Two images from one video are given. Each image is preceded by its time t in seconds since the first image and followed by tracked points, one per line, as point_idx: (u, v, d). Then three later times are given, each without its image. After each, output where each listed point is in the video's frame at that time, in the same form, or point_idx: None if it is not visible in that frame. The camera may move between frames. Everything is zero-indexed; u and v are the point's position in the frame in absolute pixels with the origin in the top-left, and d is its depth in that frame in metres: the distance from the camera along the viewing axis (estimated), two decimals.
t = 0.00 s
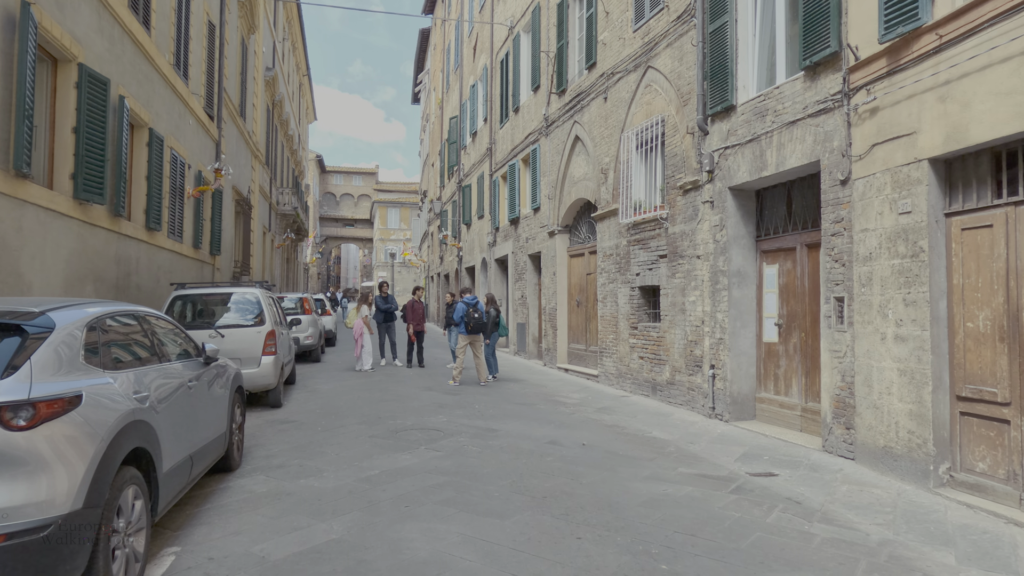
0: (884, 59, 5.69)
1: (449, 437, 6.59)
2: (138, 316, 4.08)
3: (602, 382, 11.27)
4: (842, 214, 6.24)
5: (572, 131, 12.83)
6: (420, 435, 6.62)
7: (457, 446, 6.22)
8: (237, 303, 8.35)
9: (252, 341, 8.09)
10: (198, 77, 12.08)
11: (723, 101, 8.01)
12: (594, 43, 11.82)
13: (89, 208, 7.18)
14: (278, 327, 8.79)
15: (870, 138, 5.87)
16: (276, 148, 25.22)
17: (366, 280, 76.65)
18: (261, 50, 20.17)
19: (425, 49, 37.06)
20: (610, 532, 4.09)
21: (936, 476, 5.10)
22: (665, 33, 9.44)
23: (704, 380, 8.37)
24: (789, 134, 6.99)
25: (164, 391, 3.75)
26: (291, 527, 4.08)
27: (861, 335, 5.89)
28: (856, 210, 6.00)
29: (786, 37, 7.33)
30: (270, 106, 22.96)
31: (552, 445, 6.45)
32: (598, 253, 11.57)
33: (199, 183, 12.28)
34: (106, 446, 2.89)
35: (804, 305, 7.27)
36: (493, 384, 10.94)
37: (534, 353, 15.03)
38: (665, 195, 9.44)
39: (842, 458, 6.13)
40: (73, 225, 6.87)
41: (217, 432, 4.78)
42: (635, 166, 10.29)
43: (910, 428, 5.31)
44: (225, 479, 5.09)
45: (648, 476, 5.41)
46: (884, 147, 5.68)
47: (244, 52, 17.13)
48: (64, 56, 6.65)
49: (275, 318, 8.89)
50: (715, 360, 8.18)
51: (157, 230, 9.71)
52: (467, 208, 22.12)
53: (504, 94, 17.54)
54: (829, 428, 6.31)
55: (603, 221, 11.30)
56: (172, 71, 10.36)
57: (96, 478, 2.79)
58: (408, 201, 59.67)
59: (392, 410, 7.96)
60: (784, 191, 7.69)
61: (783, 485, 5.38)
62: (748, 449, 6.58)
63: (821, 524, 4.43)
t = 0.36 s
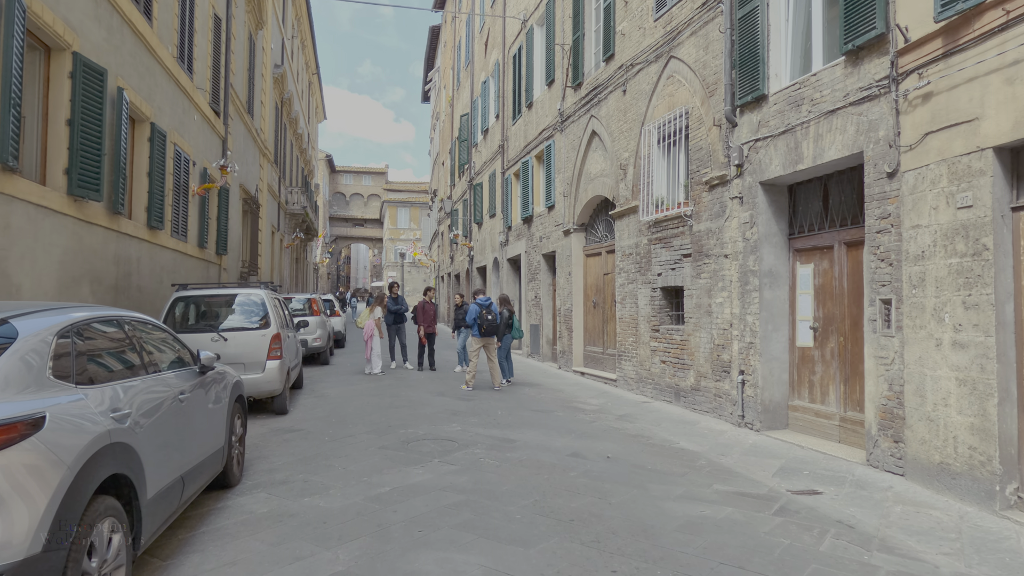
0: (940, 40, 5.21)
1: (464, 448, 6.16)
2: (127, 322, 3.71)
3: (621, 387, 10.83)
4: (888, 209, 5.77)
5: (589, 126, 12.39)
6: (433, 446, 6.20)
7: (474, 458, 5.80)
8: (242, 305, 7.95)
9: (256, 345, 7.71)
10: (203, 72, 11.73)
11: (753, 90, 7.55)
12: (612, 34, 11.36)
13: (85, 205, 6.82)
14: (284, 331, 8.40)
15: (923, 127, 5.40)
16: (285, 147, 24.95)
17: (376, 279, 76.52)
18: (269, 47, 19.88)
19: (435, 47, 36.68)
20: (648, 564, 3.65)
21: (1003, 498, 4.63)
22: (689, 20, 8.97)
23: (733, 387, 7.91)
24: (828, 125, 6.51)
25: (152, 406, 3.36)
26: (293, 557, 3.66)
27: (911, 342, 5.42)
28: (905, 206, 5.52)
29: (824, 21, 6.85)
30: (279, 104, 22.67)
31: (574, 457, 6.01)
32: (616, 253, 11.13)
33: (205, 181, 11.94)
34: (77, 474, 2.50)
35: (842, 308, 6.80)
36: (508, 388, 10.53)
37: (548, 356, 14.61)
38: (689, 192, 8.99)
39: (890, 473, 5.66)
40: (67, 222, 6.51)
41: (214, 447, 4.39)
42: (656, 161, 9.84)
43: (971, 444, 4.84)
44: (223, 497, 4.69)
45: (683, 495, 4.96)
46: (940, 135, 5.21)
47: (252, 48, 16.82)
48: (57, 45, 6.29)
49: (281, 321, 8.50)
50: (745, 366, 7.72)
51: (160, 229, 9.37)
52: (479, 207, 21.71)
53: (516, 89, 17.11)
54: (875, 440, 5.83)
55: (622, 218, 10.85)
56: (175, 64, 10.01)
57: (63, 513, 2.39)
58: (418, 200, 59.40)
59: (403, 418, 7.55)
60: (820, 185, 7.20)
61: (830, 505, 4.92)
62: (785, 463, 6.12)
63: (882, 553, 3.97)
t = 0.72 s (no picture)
0: (995, 11, 4.75)
1: (474, 454, 5.76)
2: (103, 318, 3.36)
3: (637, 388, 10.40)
4: (934, 197, 5.31)
5: (602, 118, 11.97)
6: (441, 452, 5.80)
7: (485, 466, 5.40)
8: (242, 303, 7.56)
9: (256, 344, 7.35)
10: (205, 63, 11.40)
11: (781, 74, 7.10)
12: (627, 22, 10.93)
13: (75, 196, 6.48)
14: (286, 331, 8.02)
15: (975, 106, 4.95)
16: (292, 144, 24.68)
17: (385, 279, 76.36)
18: (275, 41, 19.60)
19: (444, 43, 36.30)
20: None
21: None
22: (710, 3, 8.53)
23: (758, 389, 7.48)
24: (864, 108, 6.06)
25: (123, 413, 2.99)
26: None
27: (962, 341, 4.97)
28: (954, 193, 5.07)
29: None
30: (286, 100, 22.40)
31: (593, 465, 5.60)
32: (632, 248, 10.71)
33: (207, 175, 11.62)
34: (20, 497, 2.12)
35: (879, 305, 6.34)
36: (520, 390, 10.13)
37: (560, 356, 14.21)
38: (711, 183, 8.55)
39: (936, 484, 5.20)
40: (56, 215, 6.17)
41: (202, 456, 4.02)
42: (675, 152, 9.41)
43: None
44: (213, 509, 4.32)
45: (713, 509, 4.54)
46: (995, 115, 4.76)
47: (257, 41, 16.51)
48: (45, 27, 5.93)
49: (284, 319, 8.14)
50: (772, 367, 7.29)
51: (159, 224, 9.05)
52: (488, 204, 21.33)
53: (527, 83, 16.72)
54: (919, 448, 5.38)
55: (638, 213, 10.43)
56: (175, 54, 9.67)
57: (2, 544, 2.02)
58: (426, 199, 59.14)
59: (410, 421, 7.17)
60: (854, 174, 6.74)
61: (875, 519, 4.49)
62: (820, 471, 5.68)
63: None
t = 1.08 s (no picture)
0: None
1: (488, 470, 5.35)
2: (77, 326, 3.00)
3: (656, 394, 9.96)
4: (991, 191, 4.85)
5: (618, 112, 11.54)
6: (452, 467, 5.39)
7: (499, 483, 4.98)
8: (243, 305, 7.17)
9: (257, 349, 6.98)
10: (208, 57, 11.06)
11: (814, 61, 6.64)
12: (644, 11, 10.49)
13: (65, 193, 6.13)
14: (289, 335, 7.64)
15: None
16: (300, 143, 24.39)
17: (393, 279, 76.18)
18: (282, 38, 19.31)
19: (453, 41, 35.92)
20: None
21: None
22: None
23: (789, 397, 7.02)
24: (908, 96, 5.60)
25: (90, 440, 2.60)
26: None
27: None
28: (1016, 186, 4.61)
29: None
30: (293, 98, 22.11)
31: (616, 482, 5.16)
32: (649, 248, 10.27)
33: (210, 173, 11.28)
34: None
35: (923, 308, 5.87)
36: (533, 395, 9.71)
37: (573, 359, 13.79)
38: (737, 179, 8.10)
39: (995, 506, 4.74)
40: (43, 212, 5.82)
41: (187, 478, 3.64)
42: (696, 147, 8.97)
43: None
44: (202, 534, 3.92)
45: (753, 535, 4.10)
46: None
47: (263, 37, 16.20)
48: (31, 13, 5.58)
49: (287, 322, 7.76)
50: (804, 374, 6.83)
51: (158, 223, 8.71)
52: (499, 203, 20.92)
53: (538, 78, 16.30)
54: (975, 466, 4.92)
55: (657, 211, 9.99)
56: (175, 46, 9.33)
57: None
58: (435, 199, 58.87)
59: (419, 431, 6.76)
60: (895, 167, 6.27)
61: (934, 548, 4.04)
62: (862, 490, 5.23)
63: None
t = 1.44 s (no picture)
0: None
1: (503, 485, 4.91)
2: (35, 335, 2.63)
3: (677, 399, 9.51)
4: None
5: (635, 105, 11.09)
6: (465, 482, 4.96)
7: (516, 501, 4.54)
8: (243, 306, 6.77)
9: (257, 353, 6.57)
10: (210, 49, 10.70)
11: (854, 42, 6.15)
12: None
13: (52, 187, 5.76)
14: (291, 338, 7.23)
15: None
16: (307, 141, 24.08)
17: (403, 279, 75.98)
18: (289, 34, 18.98)
19: (462, 38, 35.52)
20: None
21: None
22: None
23: (824, 405, 6.55)
24: (963, 77, 5.12)
25: (30, 471, 2.19)
26: None
27: None
28: None
29: None
30: (300, 95, 21.79)
31: (644, 500, 4.72)
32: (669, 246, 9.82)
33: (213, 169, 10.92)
34: None
35: (977, 309, 5.38)
36: (548, 400, 9.28)
37: (588, 361, 13.35)
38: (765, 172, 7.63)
39: None
40: (29, 207, 5.45)
41: (168, 503, 3.23)
42: (721, 139, 8.51)
43: None
44: (187, 563, 3.51)
45: (804, 566, 3.64)
46: None
47: (269, 31, 15.85)
48: None
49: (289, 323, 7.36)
50: (841, 380, 6.35)
51: (157, 220, 8.36)
52: (509, 201, 20.50)
53: (551, 72, 15.87)
54: None
55: (677, 207, 9.54)
56: (174, 36, 8.96)
57: None
58: (445, 198, 58.55)
59: (429, 441, 6.34)
60: (944, 156, 5.78)
61: None
62: (915, 509, 4.76)
63: None
